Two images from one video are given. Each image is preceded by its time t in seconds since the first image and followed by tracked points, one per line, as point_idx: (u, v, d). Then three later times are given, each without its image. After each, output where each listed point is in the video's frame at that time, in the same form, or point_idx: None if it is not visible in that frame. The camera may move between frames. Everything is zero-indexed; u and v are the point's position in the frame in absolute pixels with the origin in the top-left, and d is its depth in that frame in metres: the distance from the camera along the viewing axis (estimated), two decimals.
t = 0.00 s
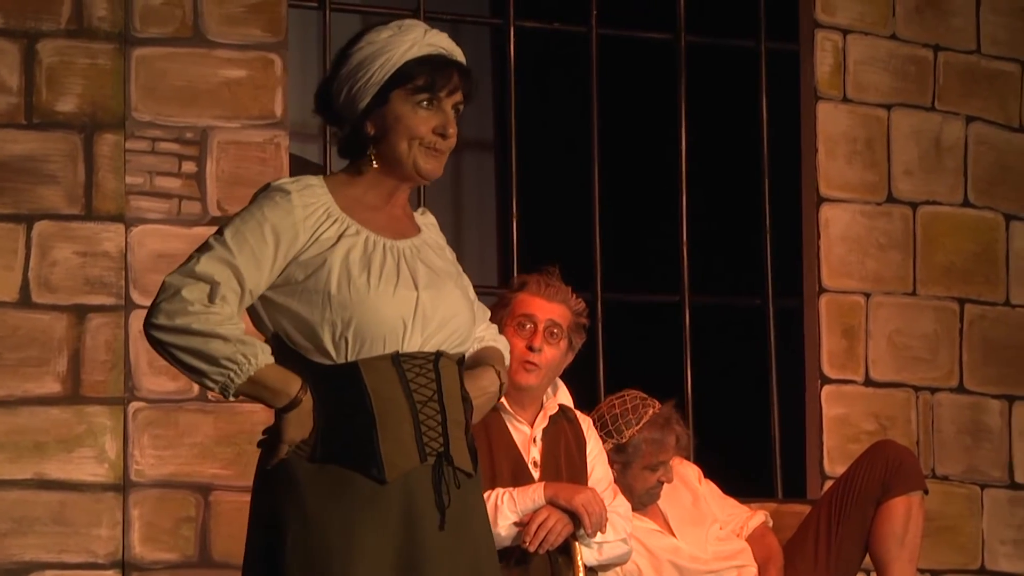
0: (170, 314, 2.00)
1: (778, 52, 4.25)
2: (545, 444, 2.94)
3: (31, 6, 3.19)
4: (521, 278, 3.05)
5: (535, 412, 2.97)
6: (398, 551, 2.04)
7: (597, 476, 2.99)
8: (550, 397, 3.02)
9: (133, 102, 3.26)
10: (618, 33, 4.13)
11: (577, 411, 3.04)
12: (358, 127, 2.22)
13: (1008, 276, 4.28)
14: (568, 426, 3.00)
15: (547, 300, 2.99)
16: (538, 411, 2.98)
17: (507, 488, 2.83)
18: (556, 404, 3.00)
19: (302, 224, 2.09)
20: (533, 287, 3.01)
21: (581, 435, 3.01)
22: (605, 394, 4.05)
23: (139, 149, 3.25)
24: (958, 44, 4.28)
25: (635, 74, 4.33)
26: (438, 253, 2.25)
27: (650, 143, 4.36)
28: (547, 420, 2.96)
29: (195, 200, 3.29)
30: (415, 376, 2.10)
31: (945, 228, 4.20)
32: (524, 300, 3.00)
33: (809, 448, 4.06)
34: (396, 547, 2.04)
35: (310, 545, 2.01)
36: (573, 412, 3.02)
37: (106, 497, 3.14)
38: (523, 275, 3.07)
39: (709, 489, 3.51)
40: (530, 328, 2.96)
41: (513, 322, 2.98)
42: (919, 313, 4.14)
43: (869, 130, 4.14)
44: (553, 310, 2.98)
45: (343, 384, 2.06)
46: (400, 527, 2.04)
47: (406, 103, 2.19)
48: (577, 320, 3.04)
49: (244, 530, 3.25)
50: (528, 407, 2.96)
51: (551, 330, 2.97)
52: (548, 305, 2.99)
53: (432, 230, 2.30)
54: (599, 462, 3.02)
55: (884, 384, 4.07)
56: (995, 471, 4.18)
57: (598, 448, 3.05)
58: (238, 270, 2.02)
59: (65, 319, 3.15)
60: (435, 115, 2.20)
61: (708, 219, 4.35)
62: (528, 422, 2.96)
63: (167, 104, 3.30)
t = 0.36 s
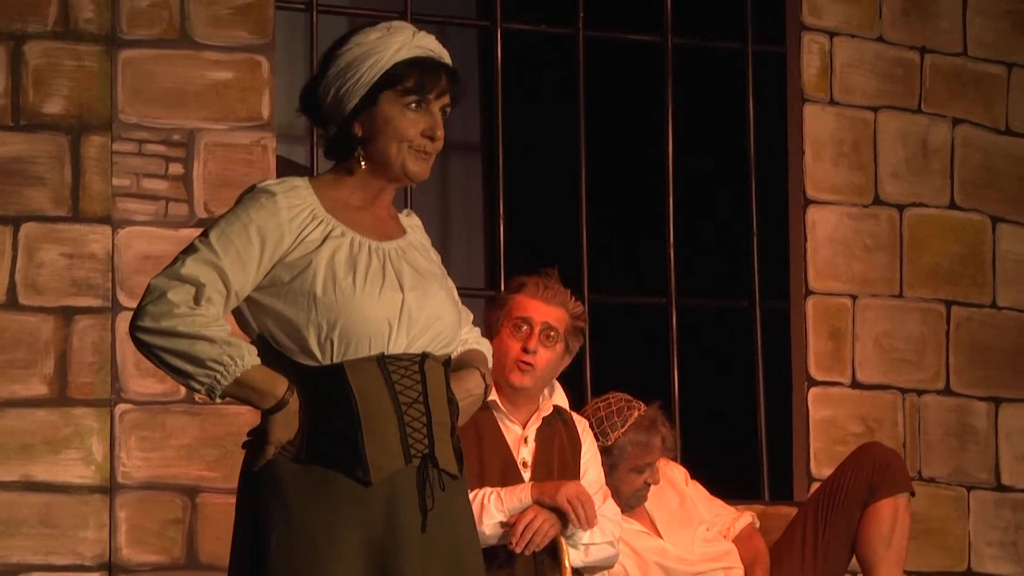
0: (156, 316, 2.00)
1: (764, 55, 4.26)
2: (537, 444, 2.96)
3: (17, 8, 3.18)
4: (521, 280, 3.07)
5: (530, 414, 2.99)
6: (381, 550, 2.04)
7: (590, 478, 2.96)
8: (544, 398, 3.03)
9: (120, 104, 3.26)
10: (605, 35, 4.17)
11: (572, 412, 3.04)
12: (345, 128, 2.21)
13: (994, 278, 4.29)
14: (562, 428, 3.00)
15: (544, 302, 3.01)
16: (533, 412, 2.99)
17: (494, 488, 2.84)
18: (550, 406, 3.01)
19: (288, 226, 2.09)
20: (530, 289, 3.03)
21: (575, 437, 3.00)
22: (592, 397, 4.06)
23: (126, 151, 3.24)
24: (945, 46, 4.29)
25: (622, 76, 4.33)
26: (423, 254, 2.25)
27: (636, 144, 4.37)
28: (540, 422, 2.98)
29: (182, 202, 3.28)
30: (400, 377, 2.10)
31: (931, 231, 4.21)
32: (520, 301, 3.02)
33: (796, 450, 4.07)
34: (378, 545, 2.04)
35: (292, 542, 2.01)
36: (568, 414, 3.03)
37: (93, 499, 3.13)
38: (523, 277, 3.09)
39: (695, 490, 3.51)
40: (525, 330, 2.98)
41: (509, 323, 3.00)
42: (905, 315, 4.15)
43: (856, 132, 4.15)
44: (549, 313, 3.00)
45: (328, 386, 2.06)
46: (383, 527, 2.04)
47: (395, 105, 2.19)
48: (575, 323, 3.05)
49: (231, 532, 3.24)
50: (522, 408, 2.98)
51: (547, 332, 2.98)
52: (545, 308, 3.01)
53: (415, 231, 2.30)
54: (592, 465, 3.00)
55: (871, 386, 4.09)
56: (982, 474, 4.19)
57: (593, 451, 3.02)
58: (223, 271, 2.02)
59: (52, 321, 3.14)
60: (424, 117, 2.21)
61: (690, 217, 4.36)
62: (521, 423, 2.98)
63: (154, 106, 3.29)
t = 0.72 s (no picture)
0: (143, 321, 1.99)
1: (752, 57, 4.28)
2: (538, 455, 3.00)
3: (6, 10, 3.18)
4: (532, 288, 3.13)
5: (533, 422, 3.04)
6: (370, 552, 2.04)
7: (590, 491, 3.01)
8: (550, 406, 3.06)
9: (108, 106, 3.26)
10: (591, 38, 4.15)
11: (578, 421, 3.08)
12: (331, 130, 2.21)
13: (983, 281, 4.30)
14: (567, 438, 3.05)
15: (552, 309, 3.06)
16: (537, 420, 3.04)
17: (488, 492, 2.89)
18: (555, 414, 3.05)
19: (275, 228, 2.08)
20: (540, 295, 3.08)
21: (579, 448, 3.05)
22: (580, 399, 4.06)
23: (114, 153, 3.24)
24: (933, 49, 4.30)
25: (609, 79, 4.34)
26: (411, 255, 2.25)
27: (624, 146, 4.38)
28: (544, 431, 3.03)
29: (171, 205, 3.28)
30: (388, 379, 2.10)
31: (919, 233, 4.22)
32: (529, 308, 3.07)
33: (785, 452, 4.07)
34: (367, 548, 2.04)
35: (280, 545, 2.01)
36: (573, 423, 3.07)
37: (81, 501, 3.12)
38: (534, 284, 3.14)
39: (688, 487, 3.50)
40: (533, 336, 3.02)
41: (516, 329, 3.05)
42: (894, 317, 4.16)
43: (844, 135, 4.16)
44: (557, 320, 3.04)
45: (315, 388, 2.05)
46: (373, 530, 2.05)
47: (379, 106, 2.19)
48: (584, 331, 3.09)
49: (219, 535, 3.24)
50: (526, 416, 3.02)
51: (554, 339, 3.02)
52: (552, 314, 3.05)
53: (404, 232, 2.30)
54: (593, 476, 3.04)
55: (859, 388, 4.09)
56: (970, 476, 4.20)
57: (596, 462, 3.07)
58: (210, 274, 2.02)
59: (40, 323, 3.13)
60: (409, 118, 2.20)
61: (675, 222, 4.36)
62: (525, 432, 3.03)
63: (142, 108, 3.29)
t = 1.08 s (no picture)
0: (135, 319, 1.98)
1: (743, 57, 4.28)
2: (539, 463, 3.04)
3: None
4: (539, 292, 3.14)
5: (536, 430, 3.07)
6: (362, 553, 2.05)
7: (592, 495, 3.04)
8: (554, 412, 3.09)
9: (99, 107, 3.25)
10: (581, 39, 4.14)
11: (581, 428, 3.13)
12: (324, 131, 2.21)
13: (973, 282, 4.31)
14: (570, 445, 3.09)
15: (559, 314, 3.07)
16: (539, 427, 3.08)
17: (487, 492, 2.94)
18: (558, 420, 3.08)
19: (267, 228, 2.08)
20: (548, 299, 3.10)
21: (581, 455, 3.09)
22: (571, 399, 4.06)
23: (106, 154, 3.23)
24: (924, 49, 4.31)
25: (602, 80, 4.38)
26: (403, 256, 2.25)
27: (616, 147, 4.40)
28: (545, 438, 3.06)
29: (162, 205, 3.27)
30: (381, 379, 2.10)
31: (910, 234, 4.23)
32: (537, 312, 3.09)
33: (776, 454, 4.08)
34: (358, 548, 2.05)
35: (272, 545, 2.01)
36: (576, 429, 3.12)
37: (72, 502, 3.12)
38: (541, 288, 3.16)
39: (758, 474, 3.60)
40: (539, 341, 3.04)
41: (523, 334, 3.07)
42: (884, 318, 4.17)
43: (835, 136, 4.16)
44: (564, 325, 3.06)
45: (307, 389, 2.06)
46: (364, 531, 2.05)
47: (374, 106, 2.19)
48: (591, 336, 3.11)
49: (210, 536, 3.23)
50: (530, 421, 3.05)
51: (561, 345, 3.04)
52: (559, 319, 3.07)
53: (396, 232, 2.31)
54: (595, 481, 3.07)
55: (850, 389, 4.10)
56: (960, 477, 4.21)
57: (598, 467, 3.10)
58: (202, 274, 2.01)
59: (31, 324, 3.13)
60: (403, 118, 2.21)
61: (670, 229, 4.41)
62: (528, 439, 3.06)
63: (134, 109, 3.28)
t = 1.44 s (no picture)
0: (120, 322, 1.98)
1: (731, 57, 4.29)
2: (528, 465, 3.05)
3: None
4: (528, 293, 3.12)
5: (525, 431, 3.08)
6: (347, 555, 2.05)
7: (581, 497, 3.06)
8: (543, 413, 3.09)
9: (86, 106, 3.24)
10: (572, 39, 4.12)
11: (571, 430, 3.12)
12: (325, 135, 2.20)
13: (960, 281, 4.32)
14: (559, 447, 3.09)
15: (549, 315, 3.05)
16: (529, 429, 3.08)
17: (477, 492, 2.94)
18: (547, 422, 3.08)
19: (253, 228, 2.08)
20: (537, 301, 3.07)
21: (569, 456, 3.10)
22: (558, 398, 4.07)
23: (92, 153, 3.23)
24: (911, 49, 4.32)
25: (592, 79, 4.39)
26: (387, 255, 2.25)
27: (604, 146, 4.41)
28: (535, 440, 3.07)
29: (149, 205, 3.27)
30: (367, 378, 2.10)
31: (898, 234, 4.24)
32: (526, 314, 3.07)
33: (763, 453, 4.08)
34: (344, 549, 2.05)
35: (258, 547, 2.01)
36: (566, 433, 3.12)
37: (58, 501, 3.11)
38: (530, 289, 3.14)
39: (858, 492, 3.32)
40: (529, 343, 3.03)
41: (512, 335, 3.05)
42: (871, 318, 4.17)
43: (823, 136, 4.17)
44: (554, 326, 3.04)
45: (292, 389, 2.06)
46: (351, 532, 2.05)
47: (380, 113, 2.20)
48: (580, 338, 3.08)
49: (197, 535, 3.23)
50: (520, 422, 3.05)
51: (550, 347, 3.02)
52: (549, 321, 3.05)
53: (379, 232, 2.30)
54: (583, 483, 3.08)
55: (837, 388, 4.11)
56: (947, 476, 4.22)
57: (587, 467, 3.11)
58: (188, 276, 2.01)
59: (18, 323, 3.12)
60: (407, 123, 2.23)
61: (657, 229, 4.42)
62: (517, 440, 3.07)
63: (121, 108, 3.28)
